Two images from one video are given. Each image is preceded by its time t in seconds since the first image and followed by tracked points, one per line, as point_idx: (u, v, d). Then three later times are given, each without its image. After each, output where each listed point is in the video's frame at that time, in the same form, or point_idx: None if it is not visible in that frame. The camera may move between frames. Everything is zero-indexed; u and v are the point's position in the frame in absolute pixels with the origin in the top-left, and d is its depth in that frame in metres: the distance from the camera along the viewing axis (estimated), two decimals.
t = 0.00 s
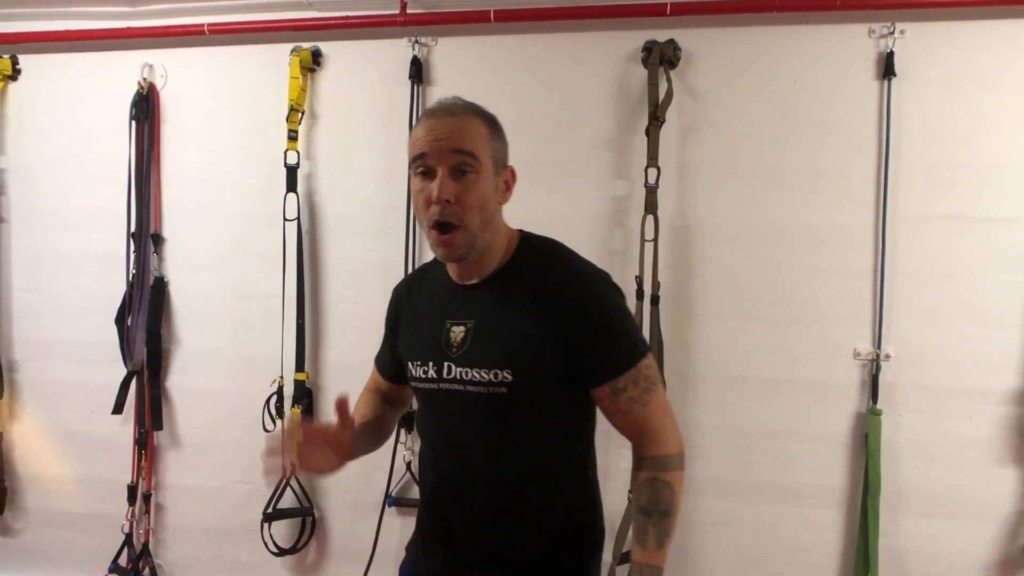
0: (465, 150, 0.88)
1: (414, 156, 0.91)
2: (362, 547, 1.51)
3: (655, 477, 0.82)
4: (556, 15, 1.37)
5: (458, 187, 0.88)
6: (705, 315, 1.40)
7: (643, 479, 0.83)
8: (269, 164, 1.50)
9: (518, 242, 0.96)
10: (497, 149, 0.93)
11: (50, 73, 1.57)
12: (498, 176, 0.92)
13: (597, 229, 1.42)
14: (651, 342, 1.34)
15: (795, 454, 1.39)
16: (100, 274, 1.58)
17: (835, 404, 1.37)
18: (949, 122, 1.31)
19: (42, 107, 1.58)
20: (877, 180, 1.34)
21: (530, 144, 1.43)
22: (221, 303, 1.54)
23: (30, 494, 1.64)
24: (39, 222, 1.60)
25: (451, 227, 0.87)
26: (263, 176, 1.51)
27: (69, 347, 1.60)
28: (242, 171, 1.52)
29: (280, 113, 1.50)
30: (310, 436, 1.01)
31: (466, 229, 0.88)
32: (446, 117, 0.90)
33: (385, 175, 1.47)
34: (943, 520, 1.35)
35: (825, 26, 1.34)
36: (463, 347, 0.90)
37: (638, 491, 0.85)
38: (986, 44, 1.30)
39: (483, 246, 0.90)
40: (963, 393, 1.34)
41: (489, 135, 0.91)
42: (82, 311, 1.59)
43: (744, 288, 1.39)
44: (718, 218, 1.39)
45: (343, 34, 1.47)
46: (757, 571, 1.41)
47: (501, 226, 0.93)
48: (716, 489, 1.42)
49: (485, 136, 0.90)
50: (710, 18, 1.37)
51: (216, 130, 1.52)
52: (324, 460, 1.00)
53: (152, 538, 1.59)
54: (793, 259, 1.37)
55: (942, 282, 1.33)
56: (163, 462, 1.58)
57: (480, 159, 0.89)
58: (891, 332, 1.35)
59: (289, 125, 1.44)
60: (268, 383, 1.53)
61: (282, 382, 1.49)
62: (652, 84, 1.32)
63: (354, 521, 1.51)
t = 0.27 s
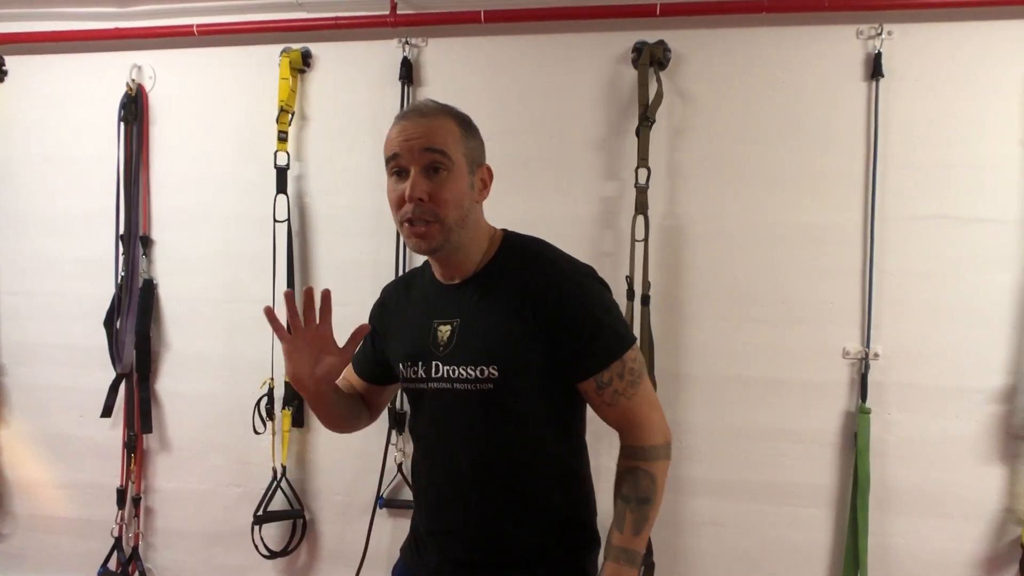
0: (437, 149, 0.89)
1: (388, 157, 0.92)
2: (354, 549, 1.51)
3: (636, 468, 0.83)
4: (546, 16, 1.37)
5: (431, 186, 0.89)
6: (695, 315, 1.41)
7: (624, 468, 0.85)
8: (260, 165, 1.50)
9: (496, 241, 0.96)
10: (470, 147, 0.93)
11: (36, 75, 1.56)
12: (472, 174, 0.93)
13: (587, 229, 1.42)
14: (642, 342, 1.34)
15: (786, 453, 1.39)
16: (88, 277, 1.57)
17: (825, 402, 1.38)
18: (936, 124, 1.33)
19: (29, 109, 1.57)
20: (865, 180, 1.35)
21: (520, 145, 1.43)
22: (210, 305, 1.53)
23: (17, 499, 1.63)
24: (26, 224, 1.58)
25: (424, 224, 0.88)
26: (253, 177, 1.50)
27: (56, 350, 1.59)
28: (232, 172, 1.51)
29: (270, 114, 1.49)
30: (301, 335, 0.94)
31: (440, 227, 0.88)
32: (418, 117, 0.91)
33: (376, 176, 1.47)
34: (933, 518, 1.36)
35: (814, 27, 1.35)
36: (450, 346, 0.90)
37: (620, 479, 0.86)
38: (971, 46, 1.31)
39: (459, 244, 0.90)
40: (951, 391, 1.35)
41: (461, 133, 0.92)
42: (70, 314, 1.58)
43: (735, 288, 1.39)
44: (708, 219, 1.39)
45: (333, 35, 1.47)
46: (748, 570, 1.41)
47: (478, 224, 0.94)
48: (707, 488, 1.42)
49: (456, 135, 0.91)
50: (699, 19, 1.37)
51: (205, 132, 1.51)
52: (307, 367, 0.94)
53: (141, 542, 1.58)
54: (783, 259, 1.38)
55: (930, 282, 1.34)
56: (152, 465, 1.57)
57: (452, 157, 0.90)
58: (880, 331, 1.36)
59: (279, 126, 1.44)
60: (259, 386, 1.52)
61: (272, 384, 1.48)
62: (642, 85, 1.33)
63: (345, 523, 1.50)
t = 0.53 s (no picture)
0: (508, 150, 0.85)
1: (451, 152, 0.87)
2: (350, 541, 1.51)
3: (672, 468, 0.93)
4: (542, 9, 1.39)
5: (501, 188, 0.85)
6: (689, 305, 1.43)
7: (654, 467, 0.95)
8: (255, 157, 1.50)
9: (551, 248, 0.95)
10: (534, 147, 0.90)
11: (28, 66, 1.55)
12: (535, 175, 0.90)
13: (582, 220, 1.43)
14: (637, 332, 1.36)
15: (778, 440, 1.42)
16: (81, 269, 1.56)
17: (816, 391, 1.40)
18: (922, 117, 1.36)
19: (21, 100, 1.56)
20: (854, 172, 1.38)
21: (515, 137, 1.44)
22: (205, 297, 1.53)
23: (8, 493, 1.61)
24: (17, 216, 1.57)
25: (492, 228, 0.84)
26: (249, 168, 1.50)
27: (47, 343, 1.57)
28: (227, 164, 1.51)
29: (266, 106, 1.49)
30: (300, 316, 0.81)
31: (508, 232, 0.85)
32: (486, 111, 0.86)
33: (372, 168, 1.48)
34: (922, 503, 1.39)
35: (803, 21, 1.38)
36: (516, 355, 0.88)
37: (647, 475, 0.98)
38: (955, 41, 1.35)
39: (521, 251, 0.89)
40: (938, 378, 1.38)
41: (527, 131, 0.89)
42: (62, 306, 1.57)
43: (727, 279, 1.41)
44: (701, 210, 1.41)
45: (329, 27, 1.48)
46: (741, 557, 1.43)
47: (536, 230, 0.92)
48: (701, 475, 1.44)
49: (523, 133, 0.88)
50: (691, 13, 1.40)
51: (200, 123, 1.51)
52: (300, 357, 0.80)
53: (135, 535, 1.57)
54: (775, 250, 1.40)
55: (917, 271, 1.37)
56: (146, 458, 1.56)
57: (522, 158, 0.87)
58: (869, 319, 1.38)
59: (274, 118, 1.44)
60: (254, 377, 1.52)
61: (267, 376, 1.48)
62: (635, 77, 1.35)
63: (341, 515, 1.50)
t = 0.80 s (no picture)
0: (585, 164, 0.94)
1: (531, 159, 0.91)
2: (348, 539, 1.51)
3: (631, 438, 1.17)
4: (540, 11, 1.40)
5: (578, 198, 0.93)
6: (685, 305, 1.45)
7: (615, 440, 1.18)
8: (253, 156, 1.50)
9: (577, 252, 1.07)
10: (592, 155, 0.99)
11: (21, 63, 1.54)
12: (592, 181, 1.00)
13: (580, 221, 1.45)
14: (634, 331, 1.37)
15: (771, 437, 1.44)
16: (76, 268, 1.55)
17: (808, 389, 1.43)
18: (912, 121, 1.39)
19: (14, 98, 1.54)
20: (847, 174, 1.40)
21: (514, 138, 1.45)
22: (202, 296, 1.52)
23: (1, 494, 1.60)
24: (10, 214, 1.56)
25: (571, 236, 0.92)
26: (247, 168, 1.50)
27: (42, 343, 1.56)
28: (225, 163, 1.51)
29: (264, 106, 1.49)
30: (236, 212, 0.51)
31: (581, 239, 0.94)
32: (567, 125, 0.92)
33: (370, 167, 1.48)
34: (910, 498, 1.42)
35: (797, 26, 1.40)
36: (584, 352, 0.98)
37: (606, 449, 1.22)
38: (945, 47, 1.38)
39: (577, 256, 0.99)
40: (927, 376, 1.41)
41: (592, 141, 0.97)
42: (57, 305, 1.56)
43: (723, 279, 1.44)
44: (697, 211, 1.43)
45: (328, 27, 1.48)
46: (735, 552, 1.46)
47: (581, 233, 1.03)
48: (696, 473, 1.46)
49: (591, 143, 0.96)
50: (688, 17, 1.41)
51: (198, 122, 1.51)
52: (229, 285, 0.50)
53: (131, 535, 1.56)
54: (769, 251, 1.42)
55: (907, 272, 1.40)
56: (142, 458, 1.56)
57: (591, 168, 0.95)
58: (860, 319, 1.41)
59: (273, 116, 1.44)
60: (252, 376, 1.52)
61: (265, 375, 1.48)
62: (633, 80, 1.36)
63: (339, 513, 1.51)
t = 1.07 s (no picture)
0: (578, 149, 0.96)
1: (525, 144, 0.94)
2: (341, 527, 1.54)
3: (631, 433, 1.18)
4: (530, 11, 1.44)
5: (570, 182, 0.96)
6: (671, 298, 1.48)
7: (614, 436, 1.20)
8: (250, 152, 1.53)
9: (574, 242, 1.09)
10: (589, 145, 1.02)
11: (24, 61, 1.58)
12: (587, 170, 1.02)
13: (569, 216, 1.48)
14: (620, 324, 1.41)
15: (755, 428, 1.47)
16: (76, 261, 1.58)
17: (792, 380, 1.46)
18: (893, 119, 1.43)
19: (16, 95, 1.58)
20: (829, 171, 1.44)
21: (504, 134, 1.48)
22: (200, 288, 1.56)
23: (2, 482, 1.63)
24: (12, 208, 1.59)
25: (560, 219, 0.95)
26: (244, 163, 1.54)
27: (42, 334, 1.59)
28: (222, 159, 1.54)
29: (261, 103, 1.53)
30: (296, 245, 0.63)
31: (571, 223, 0.97)
32: (563, 111, 0.95)
33: (364, 164, 1.52)
34: (890, 487, 1.45)
35: (781, 27, 1.44)
36: (565, 336, 0.98)
37: (608, 444, 1.23)
38: (925, 47, 1.42)
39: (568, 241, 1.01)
40: (908, 368, 1.44)
41: (587, 131, 1.00)
42: (56, 297, 1.59)
43: (708, 273, 1.47)
44: (683, 206, 1.47)
45: (324, 26, 1.51)
46: (720, 540, 1.49)
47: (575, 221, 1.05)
48: (681, 462, 1.49)
49: (587, 133, 0.99)
50: (675, 17, 1.45)
51: (196, 119, 1.54)
52: (292, 296, 0.62)
53: (128, 523, 1.59)
54: (753, 246, 1.46)
55: (888, 266, 1.44)
56: (140, 447, 1.59)
57: (585, 156, 0.98)
58: (842, 312, 1.45)
59: (269, 114, 1.47)
60: (248, 367, 1.55)
61: (261, 365, 1.51)
62: (621, 79, 1.40)
63: (332, 502, 1.54)
